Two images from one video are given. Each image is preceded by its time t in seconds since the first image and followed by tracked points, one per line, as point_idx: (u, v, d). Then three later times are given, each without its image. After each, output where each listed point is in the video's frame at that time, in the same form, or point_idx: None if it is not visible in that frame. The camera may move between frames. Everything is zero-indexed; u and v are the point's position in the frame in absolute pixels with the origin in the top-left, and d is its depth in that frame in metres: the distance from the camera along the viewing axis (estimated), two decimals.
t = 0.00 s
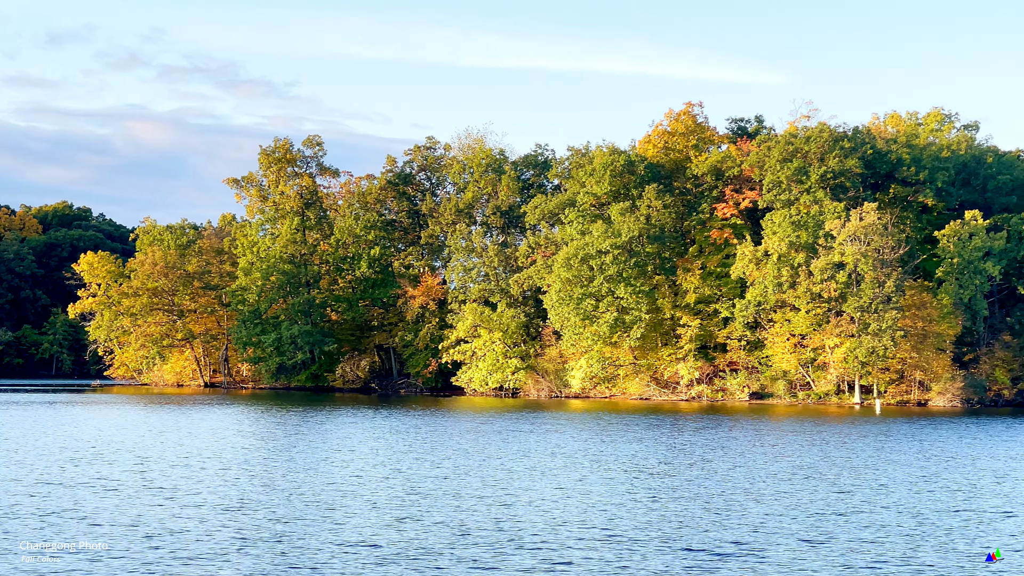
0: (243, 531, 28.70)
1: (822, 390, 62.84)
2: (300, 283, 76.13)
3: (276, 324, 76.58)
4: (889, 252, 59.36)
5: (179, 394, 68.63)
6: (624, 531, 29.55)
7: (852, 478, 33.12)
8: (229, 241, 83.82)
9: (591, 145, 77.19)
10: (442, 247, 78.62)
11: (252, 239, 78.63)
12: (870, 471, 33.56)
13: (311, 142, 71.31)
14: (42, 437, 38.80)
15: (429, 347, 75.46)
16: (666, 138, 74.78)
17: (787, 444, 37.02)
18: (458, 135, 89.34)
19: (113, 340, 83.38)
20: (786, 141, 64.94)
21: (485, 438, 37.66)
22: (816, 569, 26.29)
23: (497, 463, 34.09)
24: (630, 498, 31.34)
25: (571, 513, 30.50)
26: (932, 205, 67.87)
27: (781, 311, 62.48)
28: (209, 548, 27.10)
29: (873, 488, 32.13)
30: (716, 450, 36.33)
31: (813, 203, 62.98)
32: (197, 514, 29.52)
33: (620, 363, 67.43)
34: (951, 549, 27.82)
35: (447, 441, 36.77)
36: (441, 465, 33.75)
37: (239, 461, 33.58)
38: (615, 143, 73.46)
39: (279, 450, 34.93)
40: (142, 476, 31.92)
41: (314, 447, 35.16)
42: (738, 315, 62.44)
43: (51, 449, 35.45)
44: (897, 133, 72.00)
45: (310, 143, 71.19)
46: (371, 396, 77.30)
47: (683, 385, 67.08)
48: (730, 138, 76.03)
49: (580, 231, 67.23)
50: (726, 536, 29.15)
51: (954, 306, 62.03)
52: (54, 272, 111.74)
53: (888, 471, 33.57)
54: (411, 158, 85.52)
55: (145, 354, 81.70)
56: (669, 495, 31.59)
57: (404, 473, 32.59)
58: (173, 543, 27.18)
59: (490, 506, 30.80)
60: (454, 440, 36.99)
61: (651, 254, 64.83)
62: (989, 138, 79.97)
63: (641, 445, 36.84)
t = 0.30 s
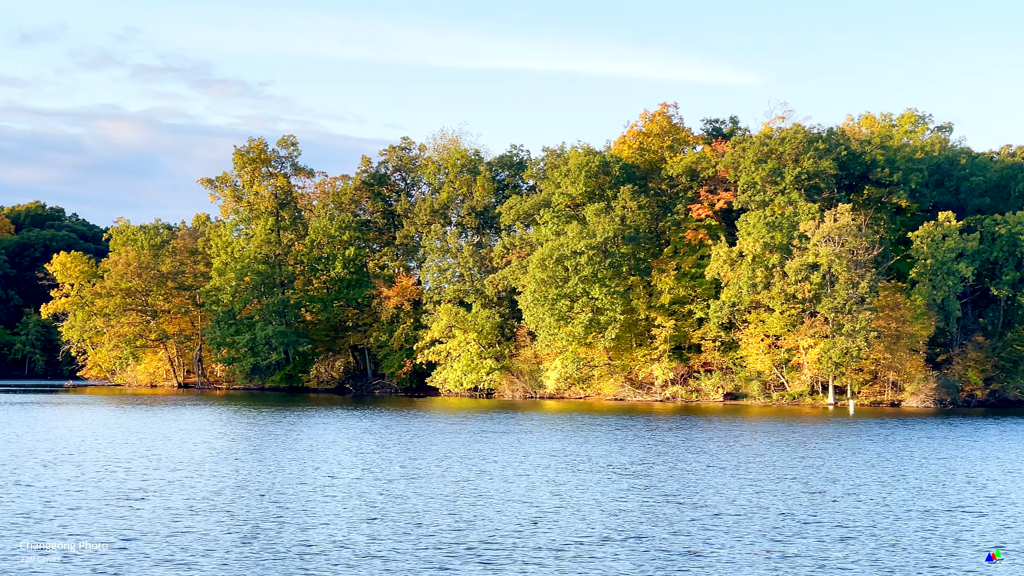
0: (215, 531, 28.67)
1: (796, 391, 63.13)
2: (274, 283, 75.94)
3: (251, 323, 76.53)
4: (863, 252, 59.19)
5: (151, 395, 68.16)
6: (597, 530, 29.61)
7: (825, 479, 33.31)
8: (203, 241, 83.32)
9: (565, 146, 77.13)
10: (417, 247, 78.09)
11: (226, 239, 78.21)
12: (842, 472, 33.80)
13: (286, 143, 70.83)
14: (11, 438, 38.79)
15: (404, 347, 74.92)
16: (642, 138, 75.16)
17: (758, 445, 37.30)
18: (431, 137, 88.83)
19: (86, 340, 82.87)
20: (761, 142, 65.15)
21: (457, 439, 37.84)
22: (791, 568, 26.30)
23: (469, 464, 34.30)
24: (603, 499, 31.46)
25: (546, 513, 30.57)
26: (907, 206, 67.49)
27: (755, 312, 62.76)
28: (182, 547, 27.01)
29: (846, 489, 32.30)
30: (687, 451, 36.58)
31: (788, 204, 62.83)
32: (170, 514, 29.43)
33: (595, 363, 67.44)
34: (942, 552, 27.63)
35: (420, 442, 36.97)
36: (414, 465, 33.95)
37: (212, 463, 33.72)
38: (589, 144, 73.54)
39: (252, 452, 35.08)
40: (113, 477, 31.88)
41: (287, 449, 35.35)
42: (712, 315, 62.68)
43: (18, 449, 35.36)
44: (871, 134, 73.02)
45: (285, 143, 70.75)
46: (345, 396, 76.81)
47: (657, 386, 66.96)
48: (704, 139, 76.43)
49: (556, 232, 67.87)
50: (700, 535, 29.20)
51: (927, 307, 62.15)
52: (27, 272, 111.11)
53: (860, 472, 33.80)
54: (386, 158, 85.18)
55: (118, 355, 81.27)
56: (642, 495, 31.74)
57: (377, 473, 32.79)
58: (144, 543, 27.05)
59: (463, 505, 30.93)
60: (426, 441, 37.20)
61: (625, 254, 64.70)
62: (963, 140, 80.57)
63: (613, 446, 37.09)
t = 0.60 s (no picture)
0: (190, 530, 28.52)
1: (770, 391, 62.94)
2: (248, 283, 75.69)
3: (224, 324, 76.11)
4: (837, 253, 59.43)
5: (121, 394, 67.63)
6: (573, 529, 29.56)
7: (801, 479, 33.40)
8: (178, 241, 82.99)
9: (540, 147, 76.96)
10: (392, 247, 77.55)
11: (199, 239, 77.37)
12: (816, 472, 33.96)
13: (261, 143, 70.63)
14: None
15: (379, 347, 74.76)
16: (617, 138, 75.83)
17: (731, 446, 37.49)
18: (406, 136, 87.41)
19: (59, 341, 82.21)
20: (735, 143, 65.47)
21: (431, 440, 37.91)
22: (771, 566, 26.24)
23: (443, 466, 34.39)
24: (579, 500, 31.45)
25: (522, 512, 30.55)
26: (880, 207, 68.02)
27: (729, 312, 62.60)
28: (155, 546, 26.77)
29: (822, 489, 32.40)
30: (660, 452, 36.73)
31: (762, 205, 62.91)
32: (144, 514, 29.25)
33: (569, 364, 67.18)
34: (938, 552, 27.50)
35: (392, 443, 37.06)
36: (387, 467, 34.02)
37: (185, 465, 33.70)
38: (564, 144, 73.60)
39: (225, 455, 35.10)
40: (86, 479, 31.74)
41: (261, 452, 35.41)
42: (687, 316, 62.79)
43: None
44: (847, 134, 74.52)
45: (259, 143, 70.52)
46: (319, 396, 76.41)
47: (631, 386, 66.87)
48: (679, 140, 76.86)
49: (531, 232, 67.96)
50: (678, 534, 29.16)
51: (900, 307, 62.38)
52: None
53: (835, 472, 33.96)
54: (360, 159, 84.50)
55: (91, 355, 80.69)
56: (617, 497, 31.75)
57: (350, 476, 32.84)
58: (118, 542, 26.86)
59: (437, 505, 30.94)
60: (400, 442, 37.28)
61: (600, 255, 64.74)
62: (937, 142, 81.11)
63: (585, 447, 37.23)
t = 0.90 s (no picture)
0: (163, 531, 28.38)
1: (744, 392, 62.79)
2: (222, 283, 75.39)
3: (198, 324, 75.70)
4: (810, 254, 59.56)
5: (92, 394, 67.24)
6: (549, 530, 29.53)
7: (776, 479, 33.44)
8: (151, 240, 82.69)
9: (515, 147, 76.79)
10: (366, 248, 77.85)
11: (173, 240, 77.01)
12: (791, 472, 34.04)
13: (235, 143, 70.45)
14: None
15: (353, 348, 74.58)
16: (592, 139, 76.79)
17: (703, 446, 37.57)
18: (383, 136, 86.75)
19: (31, 340, 81.69)
20: (709, 143, 65.71)
21: (403, 440, 37.88)
22: (743, 568, 26.15)
23: (416, 466, 34.36)
24: (554, 501, 31.43)
25: (497, 514, 30.49)
26: (854, 208, 68.08)
27: (703, 312, 62.69)
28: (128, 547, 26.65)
29: (799, 489, 32.43)
30: (633, 451, 36.78)
31: (736, 206, 63.08)
32: (116, 515, 29.11)
33: (543, 364, 67.03)
34: (930, 553, 27.42)
35: (364, 443, 37.02)
36: (360, 467, 33.95)
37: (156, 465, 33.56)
38: (539, 145, 73.61)
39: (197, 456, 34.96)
40: (55, 480, 31.58)
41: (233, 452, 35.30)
42: (661, 316, 62.71)
43: None
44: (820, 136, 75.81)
45: (233, 143, 70.25)
46: (292, 397, 76.05)
47: (606, 386, 66.82)
48: (653, 140, 77.26)
49: (505, 232, 67.89)
50: (652, 535, 29.15)
51: (873, 307, 62.41)
52: None
53: (810, 472, 34.04)
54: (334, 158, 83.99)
55: (63, 355, 80.23)
56: (592, 497, 31.73)
57: (323, 476, 32.77)
58: (90, 543, 26.71)
59: (410, 505, 30.89)
60: (372, 442, 37.23)
61: (575, 255, 64.62)
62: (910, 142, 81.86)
63: (557, 447, 37.27)
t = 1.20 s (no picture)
0: (137, 530, 28.30)
1: (718, 391, 62.93)
2: (196, 283, 75.26)
3: (172, 323, 75.46)
4: (784, 254, 59.78)
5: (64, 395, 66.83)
6: (523, 530, 29.48)
7: (751, 479, 33.44)
8: (125, 240, 82.55)
9: (490, 147, 76.67)
10: (341, 247, 77.34)
11: (147, 239, 77.32)
12: (765, 472, 34.09)
13: (208, 143, 70.22)
14: None
15: (327, 347, 74.37)
16: (566, 139, 76.84)
17: (675, 446, 37.62)
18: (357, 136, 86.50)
19: (4, 340, 81.23)
20: (683, 143, 65.88)
21: (375, 439, 37.80)
22: (717, 568, 26.18)
23: (390, 466, 34.34)
24: (527, 501, 31.39)
25: (470, 513, 30.46)
26: (828, 208, 68.30)
27: (677, 312, 62.84)
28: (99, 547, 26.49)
29: (774, 489, 32.45)
30: (607, 451, 36.81)
31: (710, 206, 63.32)
32: (85, 515, 28.97)
33: (518, 363, 67.07)
34: (928, 553, 27.34)
35: (337, 442, 36.97)
36: (332, 467, 33.88)
37: (128, 466, 33.44)
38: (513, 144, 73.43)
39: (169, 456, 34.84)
40: (24, 480, 31.45)
41: (205, 452, 35.20)
42: (636, 316, 62.54)
43: None
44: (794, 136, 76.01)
45: (206, 143, 70.06)
46: (266, 397, 75.69)
47: (580, 386, 66.78)
48: (628, 140, 77.33)
49: (480, 232, 67.19)
50: (626, 535, 29.11)
51: (847, 307, 62.28)
52: None
53: (786, 472, 34.08)
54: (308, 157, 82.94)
55: (35, 355, 79.81)
56: (565, 496, 31.73)
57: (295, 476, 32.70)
58: (63, 543, 26.60)
59: (383, 505, 30.85)
60: (345, 441, 37.17)
61: (549, 255, 64.53)
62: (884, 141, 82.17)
63: (529, 446, 37.26)
